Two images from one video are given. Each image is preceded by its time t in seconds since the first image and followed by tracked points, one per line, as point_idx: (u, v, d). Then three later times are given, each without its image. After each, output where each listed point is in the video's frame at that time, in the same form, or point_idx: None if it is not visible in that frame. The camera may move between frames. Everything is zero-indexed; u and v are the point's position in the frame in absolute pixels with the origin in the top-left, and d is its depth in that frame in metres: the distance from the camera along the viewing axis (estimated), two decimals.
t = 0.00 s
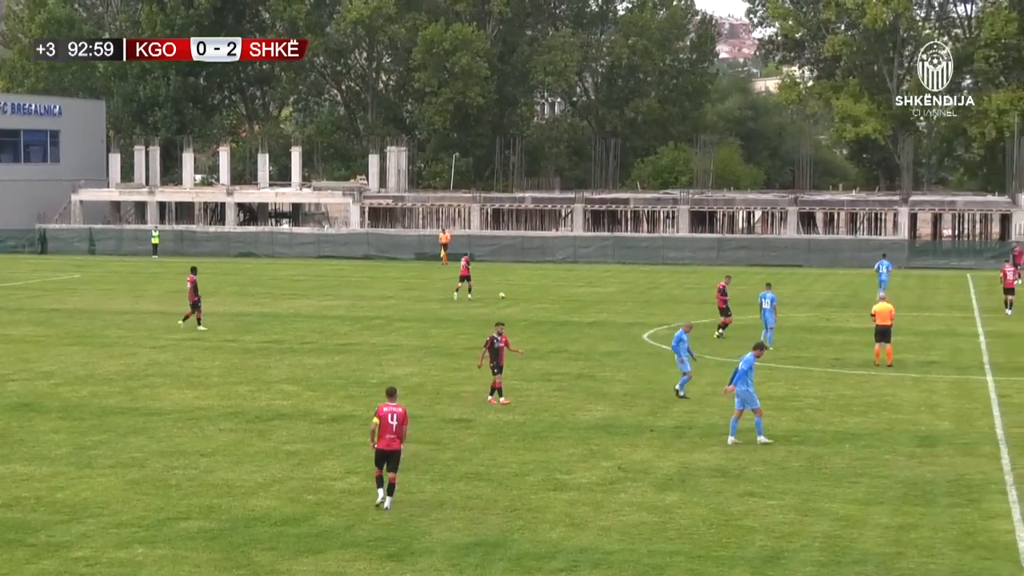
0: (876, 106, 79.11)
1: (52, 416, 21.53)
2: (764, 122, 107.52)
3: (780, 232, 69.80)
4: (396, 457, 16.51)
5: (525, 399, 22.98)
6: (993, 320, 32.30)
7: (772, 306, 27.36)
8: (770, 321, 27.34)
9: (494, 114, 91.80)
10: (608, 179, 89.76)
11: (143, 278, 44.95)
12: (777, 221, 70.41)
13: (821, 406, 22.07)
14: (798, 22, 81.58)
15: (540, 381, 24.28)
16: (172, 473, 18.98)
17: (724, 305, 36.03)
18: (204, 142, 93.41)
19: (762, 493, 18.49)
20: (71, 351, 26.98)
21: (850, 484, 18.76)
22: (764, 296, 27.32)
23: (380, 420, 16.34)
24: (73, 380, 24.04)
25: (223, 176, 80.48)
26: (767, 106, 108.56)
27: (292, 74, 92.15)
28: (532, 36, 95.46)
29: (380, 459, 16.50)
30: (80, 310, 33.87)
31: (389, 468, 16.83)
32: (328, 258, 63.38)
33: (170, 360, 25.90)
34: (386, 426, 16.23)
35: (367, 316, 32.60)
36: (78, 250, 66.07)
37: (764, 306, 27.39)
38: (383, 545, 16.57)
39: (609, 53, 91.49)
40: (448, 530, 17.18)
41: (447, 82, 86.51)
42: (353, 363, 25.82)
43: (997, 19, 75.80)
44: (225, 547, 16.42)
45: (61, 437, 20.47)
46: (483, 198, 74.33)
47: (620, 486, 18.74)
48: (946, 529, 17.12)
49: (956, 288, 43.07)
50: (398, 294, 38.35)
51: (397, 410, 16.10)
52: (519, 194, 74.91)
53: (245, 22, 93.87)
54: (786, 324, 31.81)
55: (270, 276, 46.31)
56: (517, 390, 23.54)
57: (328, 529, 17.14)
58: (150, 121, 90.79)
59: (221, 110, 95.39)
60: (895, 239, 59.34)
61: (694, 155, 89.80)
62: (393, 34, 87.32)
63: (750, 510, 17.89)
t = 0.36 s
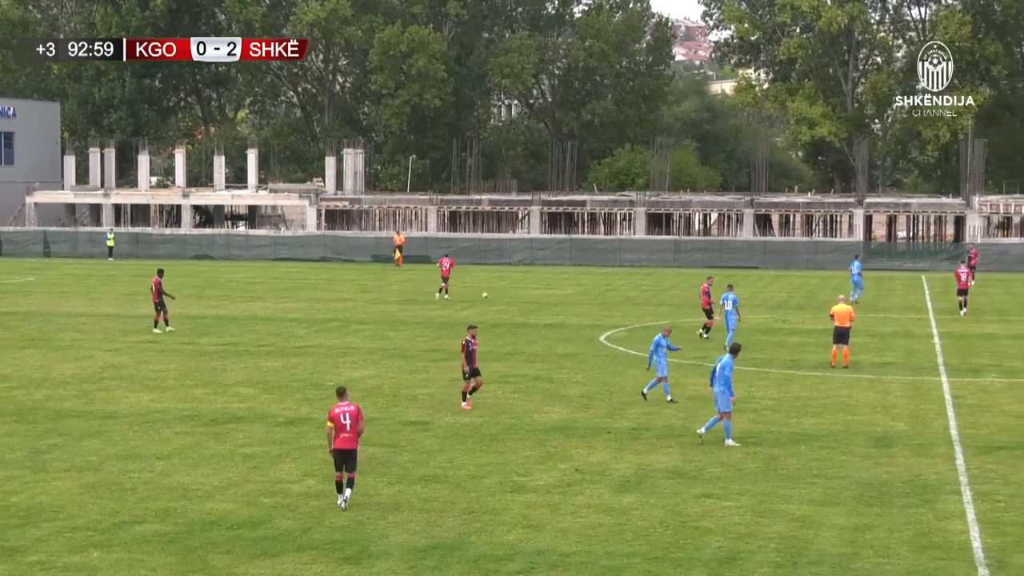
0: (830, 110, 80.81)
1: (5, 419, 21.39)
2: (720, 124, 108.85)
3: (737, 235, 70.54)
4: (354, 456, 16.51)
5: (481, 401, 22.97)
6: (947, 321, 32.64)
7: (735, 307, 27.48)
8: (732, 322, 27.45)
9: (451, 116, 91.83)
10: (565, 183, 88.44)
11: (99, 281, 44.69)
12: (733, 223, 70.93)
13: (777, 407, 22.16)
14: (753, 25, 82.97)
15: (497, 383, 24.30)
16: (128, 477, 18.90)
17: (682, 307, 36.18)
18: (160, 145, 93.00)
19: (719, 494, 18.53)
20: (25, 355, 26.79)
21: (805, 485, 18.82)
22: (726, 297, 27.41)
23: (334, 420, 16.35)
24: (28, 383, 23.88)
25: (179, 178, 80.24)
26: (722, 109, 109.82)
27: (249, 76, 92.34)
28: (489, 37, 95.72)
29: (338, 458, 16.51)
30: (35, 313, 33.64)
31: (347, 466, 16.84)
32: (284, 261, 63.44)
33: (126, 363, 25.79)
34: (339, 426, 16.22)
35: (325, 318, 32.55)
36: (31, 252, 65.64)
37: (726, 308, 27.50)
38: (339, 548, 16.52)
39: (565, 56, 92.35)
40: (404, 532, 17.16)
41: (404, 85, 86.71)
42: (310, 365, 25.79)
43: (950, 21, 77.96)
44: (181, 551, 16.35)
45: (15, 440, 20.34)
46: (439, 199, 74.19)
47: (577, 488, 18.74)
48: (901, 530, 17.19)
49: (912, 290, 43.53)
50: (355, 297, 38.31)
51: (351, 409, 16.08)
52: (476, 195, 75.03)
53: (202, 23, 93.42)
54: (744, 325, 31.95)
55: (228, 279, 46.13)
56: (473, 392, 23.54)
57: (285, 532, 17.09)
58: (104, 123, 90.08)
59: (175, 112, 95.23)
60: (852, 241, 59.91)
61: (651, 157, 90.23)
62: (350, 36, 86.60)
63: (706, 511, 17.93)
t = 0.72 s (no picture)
0: (786, 112, 81.26)
1: None
2: (676, 126, 109.71)
3: (693, 236, 72.48)
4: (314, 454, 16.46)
5: (438, 403, 23.02)
6: (901, 322, 32.97)
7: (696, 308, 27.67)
8: (693, 322, 27.66)
9: (408, 118, 92.01)
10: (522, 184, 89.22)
11: (56, 283, 44.45)
12: (689, 224, 73.00)
13: (733, 407, 22.28)
14: (709, 28, 83.34)
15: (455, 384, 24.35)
16: (84, 480, 18.85)
17: (640, 308, 36.34)
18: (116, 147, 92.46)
19: (676, 495, 18.61)
20: None
21: (761, 485, 18.93)
22: (688, 297, 27.56)
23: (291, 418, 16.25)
24: None
25: (135, 179, 80.22)
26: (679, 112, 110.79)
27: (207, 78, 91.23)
28: (445, 40, 95.39)
29: (296, 457, 16.46)
30: None
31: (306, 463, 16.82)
32: (241, 263, 63.67)
33: (83, 366, 25.68)
34: (296, 426, 16.16)
35: (283, 320, 32.53)
36: None
37: (687, 308, 27.70)
38: (296, 550, 16.53)
39: (522, 58, 93.11)
40: (362, 534, 17.18)
41: (361, 87, 86.28)
42: (268, 367, 25.78)
43: (904, 25, 79.07)
44: (138, 554, 16.32)
45: None
46: (396, 201, 74.45)
47: (534, 489, 18.80)
48: (856, 529, 17.33)
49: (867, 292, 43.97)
50: (312, 299, 38.30)
51: (308, 409, 15.99)
52: (433, 197, 75.25)
53: (157, 24, 93.08)
54: (701, 326, 32.11)
55: (184, 281, 45.97)
56: (430, 394, 23.58)
57: (243, 534, 17.09)
58: (61, 125, 89.59)
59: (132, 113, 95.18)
60: (808, 242, 60.36)
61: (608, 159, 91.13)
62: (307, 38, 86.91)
63: (663, 512, 18.01)
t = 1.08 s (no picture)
0: (733, 116, 82.88)
1: None
2: (626, 130, 112.52)
3: (642, 237, 74.18)
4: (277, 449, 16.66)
5: (393, 401, 23.38)
6: (847, 320, 33.68)
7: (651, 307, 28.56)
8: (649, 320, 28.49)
9: (363, 123, 93.37)
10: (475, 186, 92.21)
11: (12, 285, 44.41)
12: (639, 226, 74.54)
13: (681, 403, 22.75)
14: (657, 34, 84.31)
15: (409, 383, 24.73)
16: (43, 478, 19.11)
17: (593, 308, 36.88)
18: (74, 150, 92.68)
19: (626, 491, 19.04)
20: None
21: (710, 480, 19.38)
22: (644, 297, 28.44)
23: (257, 411, 16.48)
24: None
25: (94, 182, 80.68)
26: (628, 116, 113.56)
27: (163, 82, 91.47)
28: (400, 45, 96.02)
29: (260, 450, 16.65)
30: None
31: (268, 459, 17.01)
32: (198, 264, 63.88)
33: (42, 367, 25.88)
34: (262, 419, 16.40)
35: (240, 321, 32.80)
36: None
37: (642, 307, 28.57)
38: (253, 546, 16.86)
39: (475, 63, 95.04)
40: (319, 531, 17.54)
41: (316, 91, 87.35)
42: (226, 367, 26.07)
43: (848, 31, 80.46)
44: (97, 551, 16.62)
45: None
46: (352, 204, 76.08)
47: (487, 486, 19.20)
48: (801, 523, 17.80)
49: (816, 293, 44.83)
50: (269, 300, 38.55)
51: (274, 402, 16.26)
52: (388, 200, 76.39)
53: (115, 30, 92.65)
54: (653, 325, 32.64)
55: (140, 283, 46.07)
56: (384, 393, 23.94)
57: (200, 531, 17.42)
58: (20, 129, 89.62)
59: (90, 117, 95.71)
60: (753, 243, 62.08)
61: (559, 162, 91.77)
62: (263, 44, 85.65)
63: (613, 507, 18.43)
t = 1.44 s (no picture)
0: (663, 126, 89.23)
1: None
2: (564, 141, 118.15)
3: (581, 240, 78.81)
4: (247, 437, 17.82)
5: (348, 394, 24.73)
6: (780, 317, 35.44)
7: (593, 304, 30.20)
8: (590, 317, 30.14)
9: (319, 133, 98.10)
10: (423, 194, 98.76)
11: None
12: (578, 229, 79.25)
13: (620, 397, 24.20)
14: (594, 51, 90.88)
15: (363, 377, 26.10)
16: (17, 468, 20.31)
17: (537, 307, 38.47)
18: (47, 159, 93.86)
19: (565, 477, 20.47)
20: None
21: (644, 466, 20.84)
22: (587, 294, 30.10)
23: (226, 402, 17.66)
24: None
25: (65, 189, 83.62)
26: (567, 126, 119.47)
27: (130, 94, 94.61)
28: (352, 60, 100.78)
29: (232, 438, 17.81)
30: None
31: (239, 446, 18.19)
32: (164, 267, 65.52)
33: (11, 363, 26.98)
34: (231, 410, 17.57)
35: (202, 319, 34.03)
36: None
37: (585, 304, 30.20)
38: (217, 531, 18.15)
39: (424, 76, 98.42)
40: (279, 515, 18.86)
41: (275, 103, 91.40)
42: (189, 363, 27.28)
43: (771, 48, 86.03)
44: (70, 536, 17.86)
45: None
46: (308, 209, 81.65)
47: (436, 473, 20.56)
48: (728, 506, 19.29)
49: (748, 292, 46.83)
50: (229, 300, 39.82)
51: (241, 393, 17.44)
52: (342, 207, 82.26)
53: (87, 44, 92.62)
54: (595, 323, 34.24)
55: (98, 284, 47.07)
56: (339, 386, 25.28)
57: (167, 517, 18.71)
58: None
59: (60, 128, 95.94)
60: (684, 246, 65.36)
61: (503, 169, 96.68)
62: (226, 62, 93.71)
63: (553, 492, 19.85)
